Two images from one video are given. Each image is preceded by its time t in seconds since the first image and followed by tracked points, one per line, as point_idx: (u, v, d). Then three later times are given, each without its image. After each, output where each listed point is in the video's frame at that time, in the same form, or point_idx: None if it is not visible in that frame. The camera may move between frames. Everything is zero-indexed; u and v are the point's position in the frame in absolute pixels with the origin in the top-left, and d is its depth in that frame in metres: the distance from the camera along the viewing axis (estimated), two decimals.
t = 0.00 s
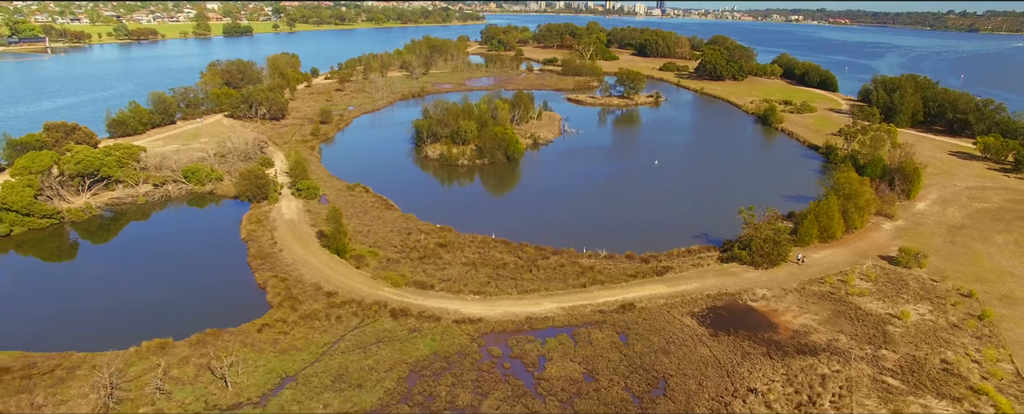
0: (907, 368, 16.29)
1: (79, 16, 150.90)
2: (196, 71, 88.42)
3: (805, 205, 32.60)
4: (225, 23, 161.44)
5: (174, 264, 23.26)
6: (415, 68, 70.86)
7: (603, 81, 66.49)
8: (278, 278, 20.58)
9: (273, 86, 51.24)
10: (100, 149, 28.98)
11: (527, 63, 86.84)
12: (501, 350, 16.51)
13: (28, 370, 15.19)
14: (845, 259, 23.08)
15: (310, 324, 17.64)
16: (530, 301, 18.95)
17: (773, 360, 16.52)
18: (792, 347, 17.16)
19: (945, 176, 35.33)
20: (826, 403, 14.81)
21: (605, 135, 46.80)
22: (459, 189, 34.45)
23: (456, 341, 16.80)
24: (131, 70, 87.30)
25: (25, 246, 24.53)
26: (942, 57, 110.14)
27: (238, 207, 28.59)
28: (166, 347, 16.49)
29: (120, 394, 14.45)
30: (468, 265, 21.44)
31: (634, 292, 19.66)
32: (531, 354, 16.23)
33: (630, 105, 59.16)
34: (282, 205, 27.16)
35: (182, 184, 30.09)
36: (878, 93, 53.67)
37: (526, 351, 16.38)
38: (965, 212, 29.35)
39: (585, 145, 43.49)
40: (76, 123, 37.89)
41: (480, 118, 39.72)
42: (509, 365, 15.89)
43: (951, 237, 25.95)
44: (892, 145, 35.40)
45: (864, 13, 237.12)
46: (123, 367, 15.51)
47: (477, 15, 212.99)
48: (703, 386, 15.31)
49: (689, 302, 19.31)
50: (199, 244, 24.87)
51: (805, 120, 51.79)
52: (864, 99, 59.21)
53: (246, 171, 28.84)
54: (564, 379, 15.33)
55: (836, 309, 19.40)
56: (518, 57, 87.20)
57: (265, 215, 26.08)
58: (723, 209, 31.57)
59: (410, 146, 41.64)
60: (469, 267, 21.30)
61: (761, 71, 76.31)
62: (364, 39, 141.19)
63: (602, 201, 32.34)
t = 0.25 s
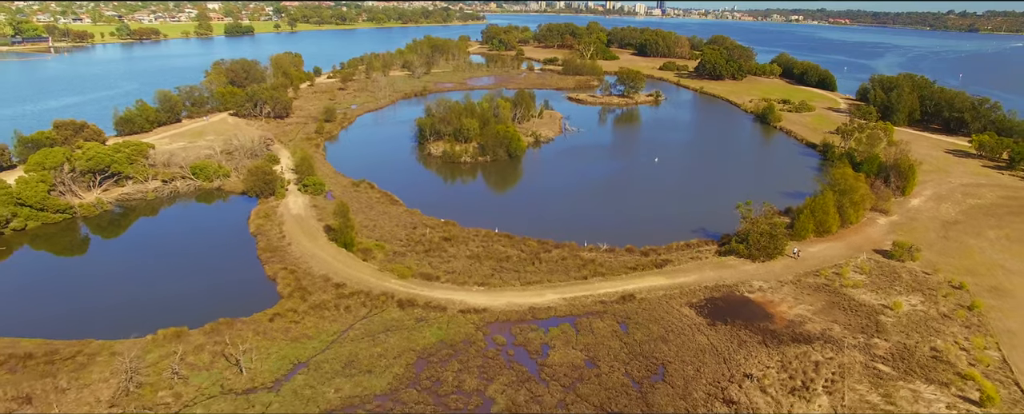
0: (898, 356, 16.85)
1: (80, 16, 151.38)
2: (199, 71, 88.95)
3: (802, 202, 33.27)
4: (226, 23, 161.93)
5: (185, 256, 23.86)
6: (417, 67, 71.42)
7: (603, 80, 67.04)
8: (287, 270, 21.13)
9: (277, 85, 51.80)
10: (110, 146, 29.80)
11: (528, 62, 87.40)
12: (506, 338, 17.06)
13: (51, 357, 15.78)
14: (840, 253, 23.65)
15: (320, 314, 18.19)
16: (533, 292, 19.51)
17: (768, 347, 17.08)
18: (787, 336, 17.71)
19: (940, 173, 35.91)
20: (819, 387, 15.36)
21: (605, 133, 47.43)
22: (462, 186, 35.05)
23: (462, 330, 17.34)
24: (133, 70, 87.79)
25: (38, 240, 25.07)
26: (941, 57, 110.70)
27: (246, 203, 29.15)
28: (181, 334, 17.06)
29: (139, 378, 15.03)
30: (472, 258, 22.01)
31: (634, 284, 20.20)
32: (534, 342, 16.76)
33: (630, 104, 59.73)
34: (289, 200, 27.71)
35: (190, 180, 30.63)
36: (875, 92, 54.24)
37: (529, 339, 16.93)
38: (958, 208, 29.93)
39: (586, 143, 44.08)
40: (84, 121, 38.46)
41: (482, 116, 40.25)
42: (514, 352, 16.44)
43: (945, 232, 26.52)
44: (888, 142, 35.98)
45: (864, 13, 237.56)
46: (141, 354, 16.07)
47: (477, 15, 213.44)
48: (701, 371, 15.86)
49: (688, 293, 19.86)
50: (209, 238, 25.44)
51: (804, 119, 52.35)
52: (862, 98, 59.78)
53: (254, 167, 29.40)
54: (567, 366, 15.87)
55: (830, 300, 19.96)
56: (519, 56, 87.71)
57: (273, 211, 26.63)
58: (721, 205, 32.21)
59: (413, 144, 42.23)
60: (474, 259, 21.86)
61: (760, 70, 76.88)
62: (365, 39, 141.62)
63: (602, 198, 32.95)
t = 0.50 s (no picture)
0: (890, 344, 17.42)
1: (83, 16, 152.07)
2: (201, 70, 89.49)
3: (798, 198, 33.99)
4: (228, 23, 162.49)
5: (196, 250, 24.47)
6: (419, 67, 72.03)
7: (603, 80, 67.59)
8: (296, 263, 21.71)
9: (281, 84, 52.39)
10: (120, 143, 30.29)
11: (528, 62, 87.95)
12: (510, 327, 17.62)
13: (71, 344, 16.37)
14: (836, 247, 24.21)
15: (329, 304, 18.75)
16: (535, 283, 20.07)
17: (764, 336, 17.63)
18: (782, 325, 18.27)
19: (936, 170, 36.46)
20: (812, 373, 15.93)
21: (606, 131, 48.07)
22: (465, 183, 35.67)
23: (467, 319, 17.89)
24: (137, 69, 88.41)
25: (52, 235, 25.64)
26: (940, 57, 111.31)
27: (254, 199, 29.72)
28: (195, 324, 17.63)
29: (157, 364, 15.60)
30: (477, 251, 22.59)
31: (634, 276, 20.78)
32: (537, 331, 17.32)
33: (630, 103, 60.30)
34: (296, 196, 28.27)
35: (199, 177, 31.17)
36: (873, 91, 54.78)
37: (532, 328, 17.49)
38: (952, 204, 30.51)
39: (586, 141, 44.66)
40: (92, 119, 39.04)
41: (484, 114, 40.80)
42: (518, 340, 17.00)
43: (938, 227, 27.10)
44: (885, 140, 36.52)
45: (864, 13, 237.95)
46: (158, 342, 16.64)
47: (478, 16, 213.96)
48: (698, 359, 16.42)
49: (686, 285, 20.43)
50: (219, 232, 26.04)
51: (802, 118, 52.91)
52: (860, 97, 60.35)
53: (261, 164, 29.98)
54: (569, 353, 16.42)
55: (825, 292, 20.53)
56: (520, 56, 88.24)
57: (280, 206, 27.20)
58: (720, 203, 32.83)
59: (417, 142, 42.85)
60: (478, 253, 22.44)
61: (759, 70, 77.49)
62: (366, 39, 142.17)
63: (603, 195, 33.54)
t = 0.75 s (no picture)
0: (882, 333, 17.98)
1: (84, 16, 152.72)
2: (203, 69, 89.93)
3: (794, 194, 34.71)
4: (229, 23, 162.95)
5: (207, 242, 25.03)
6: (420, 66, 72.60)
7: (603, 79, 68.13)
8: (304, 255, 22.26)
9: (285, 83, 52.94)
10: (130, 140, 30.86)
11: (529, 61, 88.48)
12: (513, 317, 18.17)
13: (90, 332, 16.93)
14: (831, 241, 24.78)
15: (338, 295, 19.28)
16: (538, 275, 20.62)
17: (760, 326, 18.18)
18: (777, 315, 18.83)
19: (931, 168, 37.04)
20: (806, 360, 16.48)
21: (606, 129, 48.72)
22: (468, 179, 36.28)
23: (472, 309, 18.43)
24: (140, 69, 88.99)
25: (65, 229, 26.21)
26: (939, 56, 111.92)
27: (261, 195, 30.29)
28: (209, 313, 18.18)
29: (174, 351, 16.15)
30: (480, 245, 23.15)
31: (634, 269, 21.35)
32: (540, 321, 17.86)
33: (630, 102, 60.88)
34: (302, 192, 28.83)
35: (207, 173, 31.74)
36: (871, 90, 55.34)
37: (536, 317, 18.03)
38: (946, 200, 31.08)
39: (587, 139, 45.22)
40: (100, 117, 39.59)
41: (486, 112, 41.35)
42: (521, 329, 17.54)
43: (932, 222, 27.68)
44: (881, 137, 37.07)
45: (863, 13, 238.47)
46: (173, 330, 17.19)
47: (478, 16, 214.46)
48: (696, 346, 16.97)
49: (685, 277, 21.00)
50: (228, 226, 26.61)
51: (800, 116, 53.46)
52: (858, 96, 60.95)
53: (268, 160, 30.55)
54: (571, 341, 16.96)
55: (820, 284, 21.09)
56: (520, 55, 88.77)
57: (287, 201, 27.77)
58: (718, 199, 33.44)
59: (420, 140, 43.48)
60: (482, 246, 23.00)
61: (758, 69, 78.08)
62: (367, 39, 142.70)
63: (604, 192, 34.13)
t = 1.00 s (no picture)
0: (874, 323, 18.54)
1: (86, 16, 153.39)
2: (206, 69, 90.50)
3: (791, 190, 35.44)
4: (230, 23, 163.53)
5: (217, 236, 25.65)
6: (422, 65, 73.16)
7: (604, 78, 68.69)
8: (312, 249, 22.81)
9: (289, 82, 53.50)
10: (138, 137, 31.36)
11: (530, 61, 89.03)
12: (517, 307, 18.73)
13: (108, 321, 17.50)
14: (827, 236, 25.34)
15: (346, 286, 19.81)
16: (541, 267, 21.21)
17: (756, 316, 18.74)
18: (773, 306, 19.38)
19: (927, 165, 37.60)
20: (800, 348, 17.06)
21: (606, 128, 49.38)
22: (470, 176, 36.93)
23: (477, 300, 18.97)
24: (143, 68, 89.63)
25: (77, 224, 26.78)
26: (938, 56, 112.48)
27: (268, 191, 30.86)
28: (222, 303, 18.72)
29: (189, 339, 16.72)
30: (484, 239, 23.71)
31: (634, 261, 21.92)
32: (543, 311, 18.41)
33: (630, 101, 61.43)
34: (308, 188, 29.39)
35: (214, 170, 32.26)
36: (868, 89, 55.89)
37: (539, 308, 18.58)
38: (941, 197, 31.65)
39: (588, 137, 45.85)
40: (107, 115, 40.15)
41: (488, 110, 41.91)
42: (525, 319, 18.08)
43: (926, 218, 28.25)
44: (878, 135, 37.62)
45: (863, 13, 239.01)
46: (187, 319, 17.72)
47: (478, 15, 214.91)
48: (694, 335, 17.54)
49: (683, 269, 21.57)
50: (237, 221, 27.21)
51: (799, 115, 54.02)
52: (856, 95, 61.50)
53: (275, 157, 31.09)
54: (573, 330, 17.51)
55: (815, 276, 21.64)
56: (521, 55, 89.30)
57: (294, 197, 28.32)
58: (716, 196, 34.08)
59: (423, 138, 44.10)
60: (485, 240, 23.56)
61: (757, 69, 78.63)
62: (368, 38, 143.25)
63: (604, 189, 34.77)
